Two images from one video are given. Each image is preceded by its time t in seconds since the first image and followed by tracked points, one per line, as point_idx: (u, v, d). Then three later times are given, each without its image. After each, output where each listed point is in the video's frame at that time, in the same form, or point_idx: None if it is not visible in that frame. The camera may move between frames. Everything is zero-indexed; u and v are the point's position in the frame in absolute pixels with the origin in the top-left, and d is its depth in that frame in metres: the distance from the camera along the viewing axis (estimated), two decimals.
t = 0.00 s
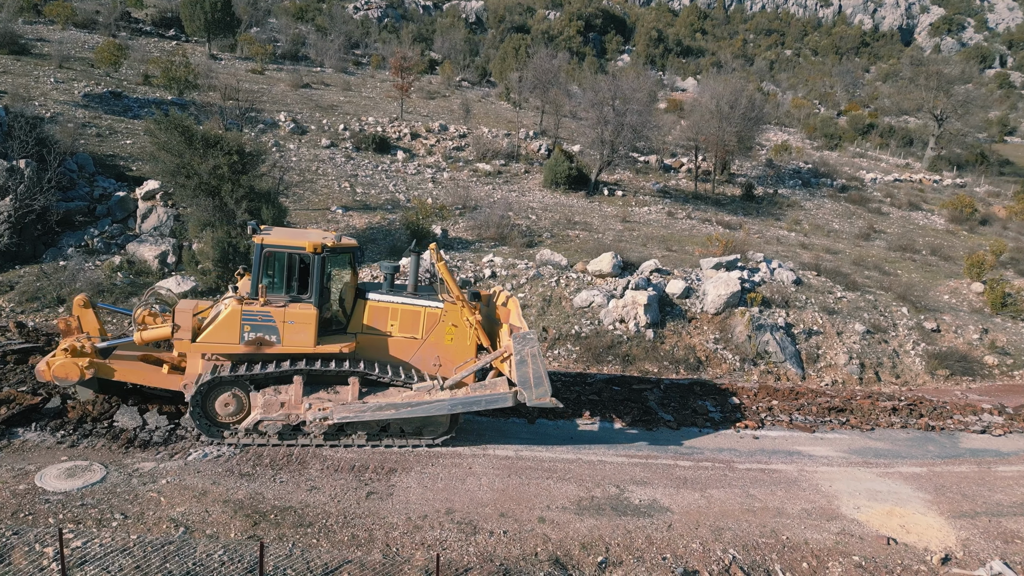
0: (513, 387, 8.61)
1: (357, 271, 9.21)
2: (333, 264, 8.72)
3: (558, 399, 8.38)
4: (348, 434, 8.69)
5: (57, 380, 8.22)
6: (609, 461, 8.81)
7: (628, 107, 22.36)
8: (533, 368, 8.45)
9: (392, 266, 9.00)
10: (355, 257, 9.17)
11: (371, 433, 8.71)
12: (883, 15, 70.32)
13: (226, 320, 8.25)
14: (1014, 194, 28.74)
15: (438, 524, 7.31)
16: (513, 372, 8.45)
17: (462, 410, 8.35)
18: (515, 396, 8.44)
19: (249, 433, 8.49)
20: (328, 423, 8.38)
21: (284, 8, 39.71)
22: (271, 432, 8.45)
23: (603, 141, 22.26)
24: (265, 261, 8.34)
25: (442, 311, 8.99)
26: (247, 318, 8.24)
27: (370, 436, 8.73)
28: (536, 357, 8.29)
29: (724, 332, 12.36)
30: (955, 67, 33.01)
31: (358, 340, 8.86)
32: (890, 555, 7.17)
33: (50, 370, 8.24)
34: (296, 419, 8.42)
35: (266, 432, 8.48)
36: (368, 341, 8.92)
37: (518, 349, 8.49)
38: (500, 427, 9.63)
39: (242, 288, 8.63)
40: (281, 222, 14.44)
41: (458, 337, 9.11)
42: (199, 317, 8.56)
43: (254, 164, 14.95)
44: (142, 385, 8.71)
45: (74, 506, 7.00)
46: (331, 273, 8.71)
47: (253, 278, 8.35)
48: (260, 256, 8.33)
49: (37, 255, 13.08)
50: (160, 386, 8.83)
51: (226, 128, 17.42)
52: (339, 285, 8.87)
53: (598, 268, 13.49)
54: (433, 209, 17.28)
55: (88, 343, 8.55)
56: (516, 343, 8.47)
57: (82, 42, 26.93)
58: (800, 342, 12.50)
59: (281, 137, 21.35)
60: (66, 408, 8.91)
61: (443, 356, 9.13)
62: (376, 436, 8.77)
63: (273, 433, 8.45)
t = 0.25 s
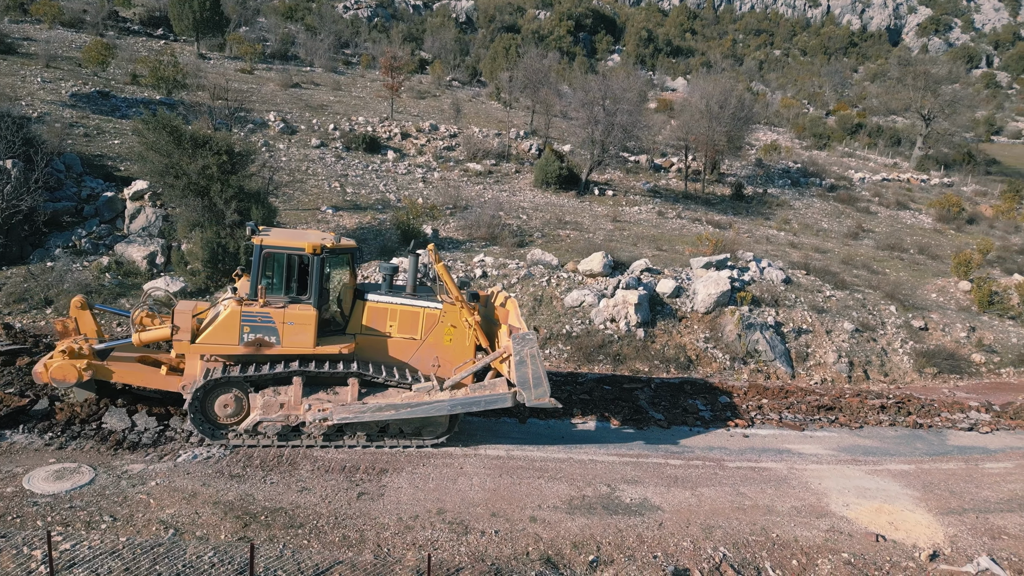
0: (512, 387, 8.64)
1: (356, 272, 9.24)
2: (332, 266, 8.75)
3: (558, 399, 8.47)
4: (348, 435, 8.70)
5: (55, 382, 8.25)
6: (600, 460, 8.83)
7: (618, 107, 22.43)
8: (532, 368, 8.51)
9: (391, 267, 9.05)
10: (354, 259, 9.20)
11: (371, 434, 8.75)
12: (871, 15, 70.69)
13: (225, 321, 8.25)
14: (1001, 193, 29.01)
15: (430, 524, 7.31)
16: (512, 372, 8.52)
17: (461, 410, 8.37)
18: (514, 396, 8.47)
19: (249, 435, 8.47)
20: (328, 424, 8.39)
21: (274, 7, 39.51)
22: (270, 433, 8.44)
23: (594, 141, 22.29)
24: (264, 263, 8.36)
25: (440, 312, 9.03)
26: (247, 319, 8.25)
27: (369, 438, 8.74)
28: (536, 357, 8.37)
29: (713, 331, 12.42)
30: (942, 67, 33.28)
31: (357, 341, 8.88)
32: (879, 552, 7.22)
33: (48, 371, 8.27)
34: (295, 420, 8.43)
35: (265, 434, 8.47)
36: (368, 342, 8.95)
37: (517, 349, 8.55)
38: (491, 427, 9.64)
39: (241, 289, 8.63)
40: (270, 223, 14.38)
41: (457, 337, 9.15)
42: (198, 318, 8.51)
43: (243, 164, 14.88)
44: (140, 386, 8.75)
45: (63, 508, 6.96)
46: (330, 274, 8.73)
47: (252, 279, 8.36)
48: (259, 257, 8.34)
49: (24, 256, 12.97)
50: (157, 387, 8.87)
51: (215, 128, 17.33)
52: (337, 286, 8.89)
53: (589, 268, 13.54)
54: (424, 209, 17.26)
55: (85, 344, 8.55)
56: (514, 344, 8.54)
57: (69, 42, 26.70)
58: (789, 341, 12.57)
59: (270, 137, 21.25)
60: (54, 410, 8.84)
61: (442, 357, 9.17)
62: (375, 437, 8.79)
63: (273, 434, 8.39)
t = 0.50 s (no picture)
0: (512, 388, 8.68)
1: (355, 272, 9.19)
2: (332, 267, 8.69)
3: (555, 399, 8.62)
4: (347, 436, 8.69)
5: (52, 385, 8.19)
6: (590, 459, 8.86)
7: (606, 107, 22.49)
8: (531, 369, 8.53)
9: (390, 268, 9.03)
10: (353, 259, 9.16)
11: (371, 434, 8.72)
12: (858, 14, 71.16)
13: (225, 322, 8.18)
14: (986, 191, 29.33)
15: (419, 524, 7.31)
16: (512, 372, 8.53)
17: (461, 411, 8.39)
18: (514, 396, 8.55)
19: (248, 437, 8.45)
20: (328, 425, 8.36)
21: (261, 6, 39.26)
22: (270, 435, 8.41)
23: (583, 140, 22.35)
24: (263, 264, 8.31)
25: (439, 313, 9.01)
26: (247, 320, 8.20)
27: (368, 438, 8.73)
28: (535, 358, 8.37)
29: (702, 330, 12.49)
30: (927, 66, 33.58)
31: (357, 342, 8.83)
32: (866, 548, 7.29)
33: (46, 374, 8.20)
34: (295, 421, 8.40)
35: (266, 435, 8.44)
36: (367, 343, 8.88)
37: (517, 350, 8.53)
38: (481, 426, 9.64)
39: (240, 290, 8.56)
40: (258, 223, 14.31)
41: (456, 338, 9.14)
42: (197, 319, 8.46)
43: (231, 164, 14.78)
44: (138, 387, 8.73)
45: (49, 511, 6.90)
46: (330, 275, 8.68)
47: (251, 280, 8.29)
48: (259, 258, 8.28)
49: (9, 257, 12.84)
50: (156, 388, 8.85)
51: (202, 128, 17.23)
52: (337, 287, 8.83)
53: (578, 267, 13.59)
54: (413, 209, 17.23)
55: (83, 346, 8.49)
56: (513, 344, 8.49)
57: (54, 40, 26.43)
58: (777, 339, 12.66)
59: (258, 136, 21.13)
60: (40, 412, 8.77)
61: (441, 357, 9.14)
62: (375, 437, 8.78)
63: (273, 435, 8.38)
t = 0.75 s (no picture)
0: (512, 389, 8.71)
1: (354, 274, 9.22)
2: (331, 269, 8.72)
3: (555, 400, 8.66)
4: (347, 437, 8.66)
5: (50, 387, 8.17)
6: (580, 458, 8.88)
7: (596, 107, 22.55)
8: (531, 370, 8.57)
9: (390, 269, 9.06)
10: (352, 261, 9.20)
11: (370, 436, 8.70)
12: (846, 14, 71.59)
13: (225, 323, 8.17)
14: (972, 190, 29.61)
15: (410, 524, 7.31)
16: (512, 373, 8.56)
17: (461, 411, 8.37)
18: (514, 397, 8.57)
19: (249, 438, 8.40)
20: (328, 426, 8.32)
21: (250, 5, 39.02)
22: (270, 436, 8.35)
23: (573, 140, 22.39)
24: (264, 265, 8.33)
25: (439, 314, 9.01)
26: (247, 321, 8.19)
27: (368, 439, 8.71)
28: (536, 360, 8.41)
29: (692, 329, 12.55)
30: (914, 66, 33.85)
31: (357, 343, 8.81)
32: (855, 545, 7.35)
33: (43, 377, 8.18)
34: (295, 422, 8.35)
35: (265, 436, 8.38)
36: (366, 344, 8.86)
37: (517, 351, 8.55)
38: (472, 426, 9.64)
39: (240, 290, 8.56)
40: (248, 223, 14.23)
41: (456, 339, 9.14)
42: (197, 320, 8.43)
43: (220, 164, 14.66)
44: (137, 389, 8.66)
45: (37, 514, 6.85)
46: (329, 277, 8.71)
47: (251, 281, 8.30)
48: (259, 259, 8.30)
49: None
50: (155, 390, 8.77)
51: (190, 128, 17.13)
52: (336, 289, 8.86)
53: (569, 267, 13.63)
54: (403, 209, 17.20)
55: (81, 349, 8.45)
56: (513, 346, 8.54)
57: (40, 40, 26.18)
58: (766, 338, 12.73)
59: (247, 136, 21.02)
60: (28, 415, 8.69)
61: (440, 358, 9.15)
62: (374, 439, 8.75)
63: (272, 436, 8.32)
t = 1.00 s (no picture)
0: (509, 390, 8.67)
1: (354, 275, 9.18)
2: (330, 270, 8.69)
3: (553, 402, 8.62)
4: (345, 438, 8.67)
5: (48, 388, 8.05)
6: (570, 458, 8.90)
7: (584, 107, 22.60)
8: (529, 372, 8.49)
9: (389, 271, 9.04)
10: (352, 262, 9.16)
11: (368, 436, 8.73)
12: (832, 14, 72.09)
13: (224, 323, 8.18)
14: (956, 189, 29.93)
15: (400, 526, 7.29)
16: (509, 375, 8.49)
17: (459, 414, 8.30)
18: (511, 399, 8.51)
19: (248, 439, 8.42)
20: (325, 427, 8.33)
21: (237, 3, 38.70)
22: (268, 437, 8.38)
23: (561, 140, 22.43)
24: (262, 265, 8.29)
25: (438, 316, 8.97)
26: (245, 321, 8.19)
27: (366, 440, 8.73)
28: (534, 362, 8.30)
29: (681, 328, 12.62)
30: (899, 66, 34.15)
31: (355, 344, 8.79)
32: (842, 542, 7.42)
33: (41, 377, 8.05)
34: (293, 423, 8.36)
35: (263, 437, 8.40)
36: (364, 345, 8.84)
37: (515, 352, 8.45)
38: (462, 427, 9.63)
39: (240, 290, 8.55)
40: (235, 224, 14.13)
41: (454, 341, 9.11)
42: (196, 320, 8.49)
43: (206, 165, 14.55)
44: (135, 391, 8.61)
45: (22, 518, 6.78)
46: (328, 278, 8.67)
47: (250, 282, 8.27)
48: (257, 260, 8.27)
49: None
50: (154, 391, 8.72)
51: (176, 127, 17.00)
52: (336, 290, 8.82)
53: (557, 267, 13.68)
54: (391, 209, 17.15)
55: (79, 349, 8.39)
56: (512, 347, 8.46)
57: (24, 39, 25.89)
58: (754, 337, 12.81)
59: (234, 136, 20.87)
60: (12, 418, 8.60)
61: (438, 360, 9.12)
62: (372, 440, 8.77)
63: (270, 437, 8.36)
